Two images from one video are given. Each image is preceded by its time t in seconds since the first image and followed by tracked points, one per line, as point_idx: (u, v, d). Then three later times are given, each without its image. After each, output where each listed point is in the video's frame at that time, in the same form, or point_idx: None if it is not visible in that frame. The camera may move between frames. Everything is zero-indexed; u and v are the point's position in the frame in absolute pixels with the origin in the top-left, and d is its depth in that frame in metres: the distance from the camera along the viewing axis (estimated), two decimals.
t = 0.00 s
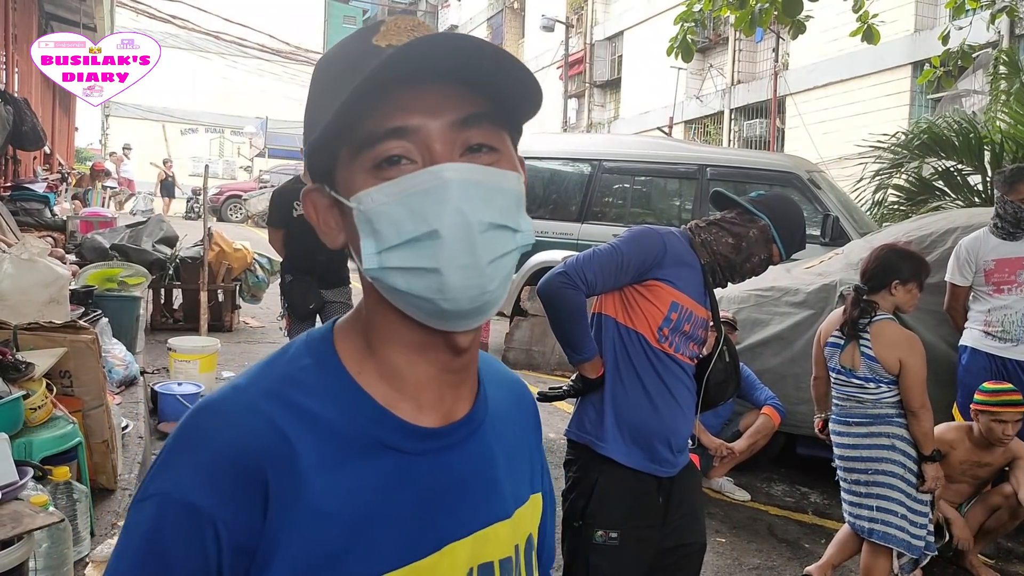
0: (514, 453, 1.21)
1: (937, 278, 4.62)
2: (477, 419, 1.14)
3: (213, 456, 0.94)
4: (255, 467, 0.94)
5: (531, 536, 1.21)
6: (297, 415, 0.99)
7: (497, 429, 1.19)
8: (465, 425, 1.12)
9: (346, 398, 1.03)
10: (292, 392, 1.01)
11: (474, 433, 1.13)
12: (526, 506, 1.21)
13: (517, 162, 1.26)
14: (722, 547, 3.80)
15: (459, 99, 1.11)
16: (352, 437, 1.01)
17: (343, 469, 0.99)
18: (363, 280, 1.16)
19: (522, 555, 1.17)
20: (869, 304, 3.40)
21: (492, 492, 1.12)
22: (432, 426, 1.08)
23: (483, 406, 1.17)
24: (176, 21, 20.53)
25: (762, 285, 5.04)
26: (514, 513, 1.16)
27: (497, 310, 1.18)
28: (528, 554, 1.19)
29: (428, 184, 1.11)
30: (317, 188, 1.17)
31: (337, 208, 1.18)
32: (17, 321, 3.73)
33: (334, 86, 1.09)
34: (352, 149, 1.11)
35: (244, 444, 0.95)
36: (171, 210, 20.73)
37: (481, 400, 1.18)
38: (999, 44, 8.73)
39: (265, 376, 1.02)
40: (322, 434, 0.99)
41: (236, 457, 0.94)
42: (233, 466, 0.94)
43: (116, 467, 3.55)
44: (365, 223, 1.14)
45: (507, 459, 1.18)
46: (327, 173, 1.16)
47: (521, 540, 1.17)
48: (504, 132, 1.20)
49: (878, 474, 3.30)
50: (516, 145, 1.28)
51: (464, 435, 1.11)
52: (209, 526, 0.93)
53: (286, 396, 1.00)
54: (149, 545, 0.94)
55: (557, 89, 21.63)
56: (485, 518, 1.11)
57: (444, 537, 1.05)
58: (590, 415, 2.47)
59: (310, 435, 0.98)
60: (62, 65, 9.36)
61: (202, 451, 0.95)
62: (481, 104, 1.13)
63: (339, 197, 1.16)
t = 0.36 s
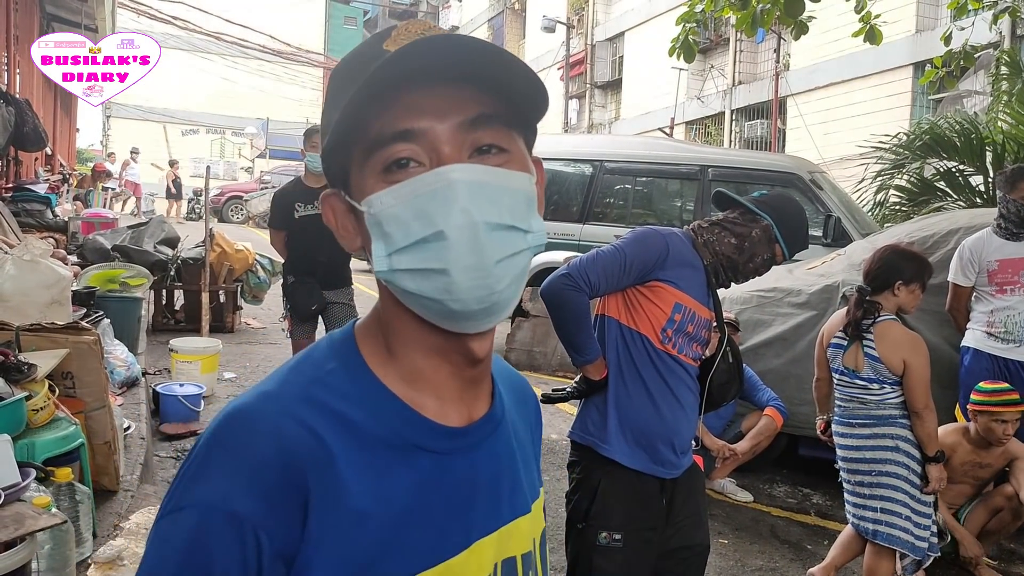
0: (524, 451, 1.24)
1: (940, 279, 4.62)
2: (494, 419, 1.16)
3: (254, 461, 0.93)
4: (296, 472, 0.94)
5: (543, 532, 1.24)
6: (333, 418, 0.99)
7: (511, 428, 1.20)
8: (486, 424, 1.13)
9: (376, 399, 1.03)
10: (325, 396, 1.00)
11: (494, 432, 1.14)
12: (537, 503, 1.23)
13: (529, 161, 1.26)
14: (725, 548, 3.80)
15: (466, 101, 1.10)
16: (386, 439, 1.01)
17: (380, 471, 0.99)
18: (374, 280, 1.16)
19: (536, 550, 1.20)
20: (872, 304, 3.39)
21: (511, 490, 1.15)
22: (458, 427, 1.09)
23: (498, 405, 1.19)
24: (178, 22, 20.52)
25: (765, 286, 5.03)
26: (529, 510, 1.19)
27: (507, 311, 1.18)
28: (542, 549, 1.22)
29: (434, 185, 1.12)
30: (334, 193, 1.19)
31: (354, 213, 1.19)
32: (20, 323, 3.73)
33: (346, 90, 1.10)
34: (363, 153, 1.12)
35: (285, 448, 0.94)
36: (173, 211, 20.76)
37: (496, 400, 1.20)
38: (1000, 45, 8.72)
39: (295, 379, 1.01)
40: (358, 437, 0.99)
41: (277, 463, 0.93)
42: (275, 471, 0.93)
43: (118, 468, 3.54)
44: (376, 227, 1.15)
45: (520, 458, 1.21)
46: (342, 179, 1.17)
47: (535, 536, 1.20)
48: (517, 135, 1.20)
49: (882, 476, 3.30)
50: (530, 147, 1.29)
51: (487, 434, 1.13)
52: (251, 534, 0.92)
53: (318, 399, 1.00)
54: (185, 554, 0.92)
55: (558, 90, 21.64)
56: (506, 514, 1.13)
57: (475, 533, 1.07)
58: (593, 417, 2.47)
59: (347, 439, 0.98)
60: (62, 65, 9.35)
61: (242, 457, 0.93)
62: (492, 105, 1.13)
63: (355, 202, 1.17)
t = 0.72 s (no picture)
0: (528, 458, 1.20)
1: (941, 280, 4.62)
2: (480, 419, 1.14)
3: (210, 439, 0.96)
4: (244, 455, 0.96)
5: (546, 544, 1.19)
6: (296, 406, 1.01)
7: (507, 430, 1.18)
8: (468, 424, 1.11)
9: (352, 391, 1.05)
10: (293, 385, 1.03)
11: (478, 431, 1.12)
12: (539, 511, 1.19)
13: (529, 182, 1.28)
14: (726, 549, 3.81)
15: (477, 119, 1.12)
16: (349, 431, 1.02)
17: (336, 463, 0.99)
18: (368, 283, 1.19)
19: (531, 561, 1.15)
20: (873, 305, 3.39)
21: (496, 493, 1.11)
22: (434, 425, 1.09)
23: (490, 405, 1.17)
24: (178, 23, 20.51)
25: (766, 287, 5.04)
26: (522, 517, 1.15)
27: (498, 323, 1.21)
28: (540, 563, 1.16)
29: (433, 196, 1.14)
30: (333, 188, 1.20)
31: (350, 208, 1.21)
32: (23, 324, 3.74)
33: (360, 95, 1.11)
34: (370, 157, 1.14)
35: (247, 430, 0.97)
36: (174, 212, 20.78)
37: (491, 401, 1.18)
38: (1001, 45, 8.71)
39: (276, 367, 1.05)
40: (318, 427, 1.01)
41: (228, 443, 0.96)
42: (225, 452, 0.96)
43: (120, 469, 3.55)
44: (373, 230, 1.18)
45: (518, 462, 1.17)
46: (343, 176, 1.19)
47: (530, 546, 1.15)
48: (522, 154, 1.22)
49: (883, 477, 3.30)
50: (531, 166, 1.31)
51: (470, 433, 1.11)
52: (199, 511, 0.95)
53: (286, 388, 1.02)
54: (141, 522, 0.97)
55: (558, 91, 21.65)
56: (487, 518, 1.09)
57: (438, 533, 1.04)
58: (595, 417, 2.48)
59: (308, 427, 1.00)
60: (62, 67, 9.36)
61: (201, 435, 0.97)
62: (500, 124, 1.15)
63: (352, 199, 1.19)
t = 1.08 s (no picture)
0: (520, 461, 1.16)
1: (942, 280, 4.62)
2: (448, 419, 1.15)
3: (181, 425, 1.12)
4: (204, 440, 1.11)
5: (539, 551, 1.14)
6: (256, 400, 1.13)
7: (492, 431, 1.16)
8: (428, 423, 1.13)
9: (313, 390, 1.15)
10: (262, 382, 1.15)
11: (442, 430, 1.14)
12: (529, 516, 1.15)
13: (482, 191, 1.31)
14: (727, 549, 3.82)
15: (427, 131, 1.17)
16: (301, 424, 1.11)
17: (282, 452, 1.10)
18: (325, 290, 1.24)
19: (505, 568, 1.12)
20: (876, 306, 3.40)
21: (460, 493, 1.12)
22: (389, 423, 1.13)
23: (469, 404, 1.17)
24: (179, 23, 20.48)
25: (766, 287, 5.04)
26: (497, 521, 1.13)
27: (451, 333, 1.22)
28: (521, 570, 1.13)
29: (384, 209, 1.18)
30: (283, 189, 1.25)
31: (301, 211, 1.26)
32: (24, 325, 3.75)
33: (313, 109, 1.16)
34: (322, 168, 1.19)
35: (210, 417, 1.11)
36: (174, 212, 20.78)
37: (475, 401, 1.17)
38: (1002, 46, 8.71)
39: (252, 371, 1.18)
40: (271, 419, 1.12)
41: (192, 430, 1.11)
42: (190, 436, 1.11)
43: (122, 469, 3.56)
44: (325, 241, 1.22)
45: (504, 464, 1.15)
46: (291, 179, 1.24)
47: (506, 553, 1.12)
48: (472, 160, 1.26)
49: (885, 477, 3.31)
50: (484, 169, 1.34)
51: (428, 432, 1.13)
52: (166, 486, 1.10)
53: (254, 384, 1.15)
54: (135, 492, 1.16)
55: (559, 91, 21.64)
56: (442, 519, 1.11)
57: (384, 528, 1.09)
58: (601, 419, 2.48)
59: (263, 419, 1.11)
60: (62, 67, 9.36)
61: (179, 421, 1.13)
62: (448, 134, 1.19)
63: (302, 206, 1.24)
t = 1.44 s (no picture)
0: (519, 454, 1.16)
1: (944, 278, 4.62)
2: (446, 412, 1.15)
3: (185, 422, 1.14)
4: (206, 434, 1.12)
5: (542, 545, 1.13)
6: (256, 395, 1.14)
7: (493, 424, 1.17)
8: (426, 416, 1.14)
9: (310, 384, 1.16)
10: (264, 378, 1.17)
11: (440, 422, 1.14)
12: (530, 510, 1.14)
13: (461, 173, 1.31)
14: (729, 545, 3.82)
15: (383, 118, 1.17)
16: (300, 417, 1.13)
17: (280, 445, 1.11)
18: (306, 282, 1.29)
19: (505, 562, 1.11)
20: (880, 304, 3.39)
21: (458, 486, 1.12)
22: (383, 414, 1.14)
23: (466, 398, 1.17)
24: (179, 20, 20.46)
25: (767, 284, 5.05)
26: (494, 514, 1.13)
27: (431, 320, 1.22)
28: (522, 565, 1.12)
29: (345, 201, 1.20)
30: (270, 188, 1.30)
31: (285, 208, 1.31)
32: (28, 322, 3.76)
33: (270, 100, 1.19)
34: (290, 162, 1.22)
35: (211, 411, 1.13)
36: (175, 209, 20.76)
37: (475, 394, 1.17)
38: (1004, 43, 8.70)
39: (255, 370, 1.19)
40: (272, 412, 1.13)
41: (195, 425, 1.13)
42: (193, 431, 1.13)
43: (125, 466, 3.56)
44: (300, 235, 1.26)
45: (504, 457, 1.16)
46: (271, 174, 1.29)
47: (506, 547, 1.12)
48: (445, 145, 1.26)
49: (888, 474, 3.32)
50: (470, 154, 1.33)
51: (421, 425, 1.13)
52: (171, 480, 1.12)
53: (255, 380, 1.16)
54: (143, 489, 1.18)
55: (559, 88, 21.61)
56: (441, 512, 1.11)
57: (380, 521, 1.09)
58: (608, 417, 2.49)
59: (264, 412, 1.13)
60: (62, 64, 9.36)
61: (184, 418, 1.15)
62: (407, 121, 1.18)
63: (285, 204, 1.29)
